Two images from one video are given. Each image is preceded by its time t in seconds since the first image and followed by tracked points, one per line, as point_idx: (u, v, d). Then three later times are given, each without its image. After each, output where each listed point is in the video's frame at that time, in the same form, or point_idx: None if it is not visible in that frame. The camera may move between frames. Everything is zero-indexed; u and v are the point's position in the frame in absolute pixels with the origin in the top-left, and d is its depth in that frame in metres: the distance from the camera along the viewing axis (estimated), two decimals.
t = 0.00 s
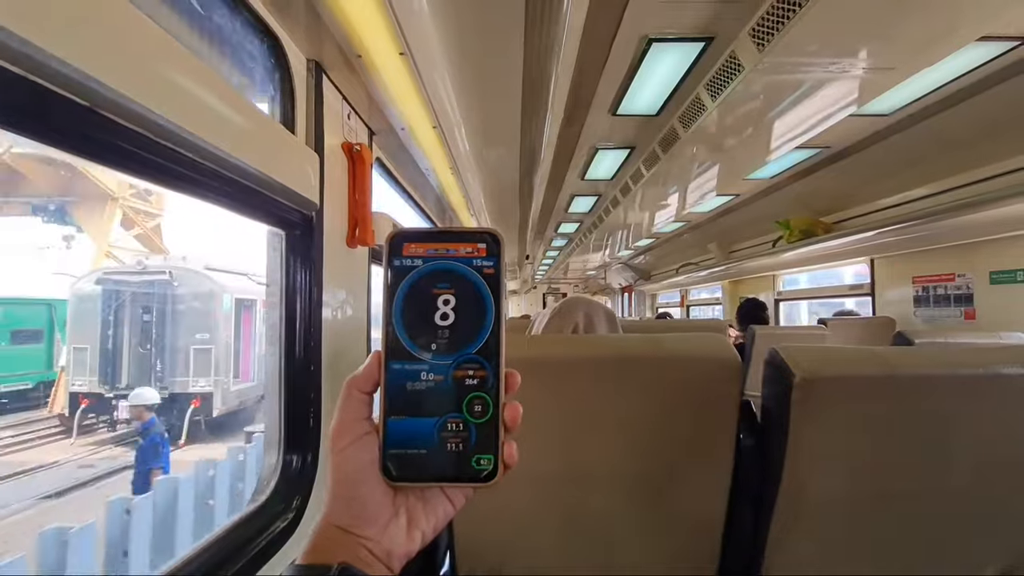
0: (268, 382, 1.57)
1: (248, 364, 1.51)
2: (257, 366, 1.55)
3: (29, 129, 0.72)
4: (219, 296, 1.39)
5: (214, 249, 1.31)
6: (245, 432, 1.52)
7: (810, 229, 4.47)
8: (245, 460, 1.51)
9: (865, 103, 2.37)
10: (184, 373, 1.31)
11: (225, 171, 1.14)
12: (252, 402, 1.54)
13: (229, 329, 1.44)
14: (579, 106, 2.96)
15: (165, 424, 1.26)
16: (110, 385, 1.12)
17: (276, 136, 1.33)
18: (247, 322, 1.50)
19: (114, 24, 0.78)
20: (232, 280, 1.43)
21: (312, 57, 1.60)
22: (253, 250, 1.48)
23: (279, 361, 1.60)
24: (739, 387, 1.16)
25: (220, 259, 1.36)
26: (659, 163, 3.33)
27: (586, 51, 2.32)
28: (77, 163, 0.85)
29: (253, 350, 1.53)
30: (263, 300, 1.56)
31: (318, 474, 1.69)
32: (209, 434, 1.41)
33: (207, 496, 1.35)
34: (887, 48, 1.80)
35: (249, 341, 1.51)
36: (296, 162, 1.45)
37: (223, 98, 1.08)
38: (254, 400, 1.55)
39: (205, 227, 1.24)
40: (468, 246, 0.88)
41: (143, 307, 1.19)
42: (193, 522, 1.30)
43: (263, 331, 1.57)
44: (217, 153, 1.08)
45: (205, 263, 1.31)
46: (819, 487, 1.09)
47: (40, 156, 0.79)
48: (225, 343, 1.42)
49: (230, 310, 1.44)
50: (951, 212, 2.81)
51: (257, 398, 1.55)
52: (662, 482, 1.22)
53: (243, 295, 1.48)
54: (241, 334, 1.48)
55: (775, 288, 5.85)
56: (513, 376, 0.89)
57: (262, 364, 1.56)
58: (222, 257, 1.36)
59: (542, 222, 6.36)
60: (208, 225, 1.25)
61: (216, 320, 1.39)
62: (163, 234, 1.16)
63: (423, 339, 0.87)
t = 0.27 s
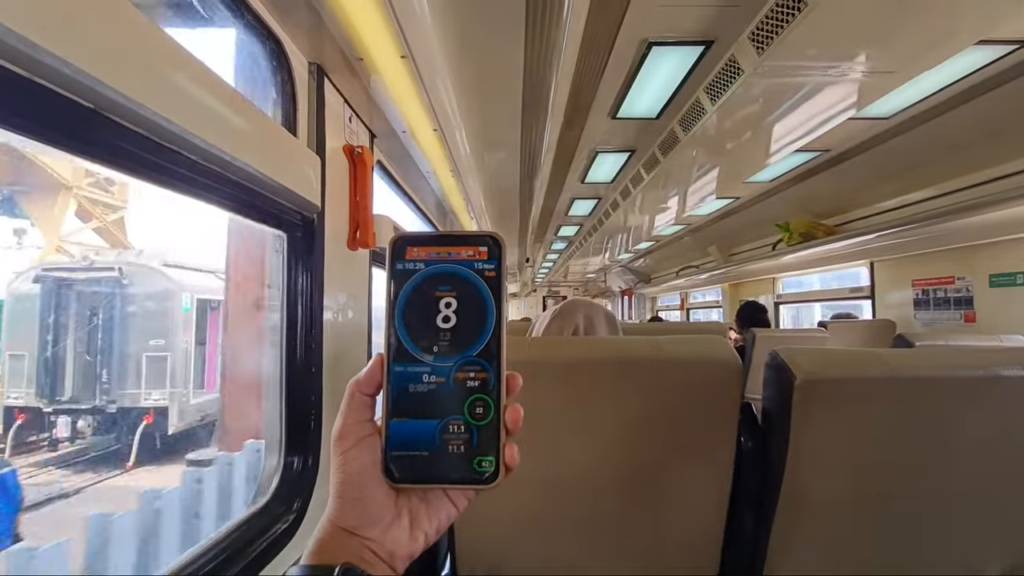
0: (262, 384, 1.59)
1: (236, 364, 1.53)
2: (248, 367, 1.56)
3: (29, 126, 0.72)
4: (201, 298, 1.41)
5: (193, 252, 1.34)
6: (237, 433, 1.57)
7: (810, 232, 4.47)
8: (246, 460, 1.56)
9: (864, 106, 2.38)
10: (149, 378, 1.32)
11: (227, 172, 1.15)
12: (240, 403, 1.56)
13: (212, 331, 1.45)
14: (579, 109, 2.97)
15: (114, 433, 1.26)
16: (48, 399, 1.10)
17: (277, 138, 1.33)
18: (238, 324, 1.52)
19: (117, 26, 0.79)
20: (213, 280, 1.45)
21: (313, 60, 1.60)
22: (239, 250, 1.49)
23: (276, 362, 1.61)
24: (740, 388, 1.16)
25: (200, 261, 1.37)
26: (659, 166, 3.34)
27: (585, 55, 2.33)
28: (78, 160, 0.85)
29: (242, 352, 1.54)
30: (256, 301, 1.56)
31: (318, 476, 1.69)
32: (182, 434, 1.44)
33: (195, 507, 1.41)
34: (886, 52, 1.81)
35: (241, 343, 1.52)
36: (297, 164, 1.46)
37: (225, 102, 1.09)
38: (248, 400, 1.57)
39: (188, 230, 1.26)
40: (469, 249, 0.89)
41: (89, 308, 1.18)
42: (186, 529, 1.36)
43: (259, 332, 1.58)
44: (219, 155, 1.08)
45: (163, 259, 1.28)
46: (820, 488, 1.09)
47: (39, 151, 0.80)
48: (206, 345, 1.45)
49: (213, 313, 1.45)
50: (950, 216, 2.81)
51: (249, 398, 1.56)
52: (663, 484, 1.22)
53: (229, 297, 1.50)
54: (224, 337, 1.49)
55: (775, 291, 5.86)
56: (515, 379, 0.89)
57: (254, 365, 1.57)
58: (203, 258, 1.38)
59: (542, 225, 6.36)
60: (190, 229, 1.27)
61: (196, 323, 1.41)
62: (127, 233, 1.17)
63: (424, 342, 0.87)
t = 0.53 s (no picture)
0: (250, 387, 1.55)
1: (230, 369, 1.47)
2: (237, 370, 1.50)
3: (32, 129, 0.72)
4: (182, 300, 1.29)
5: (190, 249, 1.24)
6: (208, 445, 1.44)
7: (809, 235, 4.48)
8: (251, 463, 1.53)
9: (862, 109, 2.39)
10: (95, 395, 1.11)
11: (227, 173, 1.15)
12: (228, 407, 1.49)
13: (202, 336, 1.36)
14: (578, 112, 2.98)
15: (4, 461, 1.02)
16: None
17: (278, 141, 1.33)
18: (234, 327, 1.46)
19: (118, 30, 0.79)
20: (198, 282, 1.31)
21: (314, 63, 1.61)
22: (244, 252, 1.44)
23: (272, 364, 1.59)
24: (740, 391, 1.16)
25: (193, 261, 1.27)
26: (658, 169, 3.34)
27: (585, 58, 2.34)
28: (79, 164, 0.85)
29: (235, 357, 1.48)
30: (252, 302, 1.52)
31: (316, 480, 1.68)
32: (143, 454, 1.25)
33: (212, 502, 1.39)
34: (884, 55, 1.82)
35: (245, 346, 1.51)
36: (297, 167, 1.45)
37: (226, 106, 1.09)
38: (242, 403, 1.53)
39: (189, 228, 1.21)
40: (468, 254, 0.89)
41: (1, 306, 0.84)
42: (163, 542, 1.27)
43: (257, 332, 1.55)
44: (219, 158, 1.08)
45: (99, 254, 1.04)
46: (820, 491, 1.09)
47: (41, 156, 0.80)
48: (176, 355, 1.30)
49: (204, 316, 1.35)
50: (949, 219, 2.81)
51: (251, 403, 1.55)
52: (663, 487, 1.21)
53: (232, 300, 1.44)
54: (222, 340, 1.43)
55: (775, 294, 5.86)
56: (513, 383, 0.89)
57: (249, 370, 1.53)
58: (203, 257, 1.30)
59: (542, 227, 6.36)
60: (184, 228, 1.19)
61: (171, 327, 1.27)
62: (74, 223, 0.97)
63: (423, 346, 0.87)
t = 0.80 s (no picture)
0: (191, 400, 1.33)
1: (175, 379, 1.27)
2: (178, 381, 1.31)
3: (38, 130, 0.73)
4: (125, 300, 1.10)
5: (137, 239, 1.07)
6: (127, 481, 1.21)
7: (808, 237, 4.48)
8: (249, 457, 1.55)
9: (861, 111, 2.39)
10: (3, 413, 0.89)
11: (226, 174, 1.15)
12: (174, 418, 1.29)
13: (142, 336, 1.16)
14: (578, 114, 2.98)
15: None
16: None
17: (278, 142, 1.33)
18: (193, 330, 1.32)
19: (123, 34, 0.80)
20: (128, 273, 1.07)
21: (314, 64, 1.61)
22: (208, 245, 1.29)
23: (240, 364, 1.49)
24: (739, 392, 1.16)
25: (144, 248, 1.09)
26: (658, 171, 3.34)
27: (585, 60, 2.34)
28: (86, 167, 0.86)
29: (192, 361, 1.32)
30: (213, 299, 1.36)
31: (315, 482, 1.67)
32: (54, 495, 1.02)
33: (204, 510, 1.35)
34: (884, 58, 1.82)
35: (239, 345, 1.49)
36: (297, 168, 1.45)
37: (227, 109, 1.10)
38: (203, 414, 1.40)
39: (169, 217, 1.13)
40: (466, 257, 0.89)
41: None
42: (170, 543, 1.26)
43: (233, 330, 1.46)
44: (220, 159, 1.09)
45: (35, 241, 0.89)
46: (820, 492, 1.09)
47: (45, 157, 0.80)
48: (112, 364, 1.09)
49: (153, 317, 1.17)
50: (949, 221, 2.82)
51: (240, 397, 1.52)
52: (664, 489, 1.21)
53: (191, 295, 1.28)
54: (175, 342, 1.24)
55: (774, 296, 5.86)
56: (512, 386, 0.89)
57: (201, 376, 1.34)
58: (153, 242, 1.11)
59: (541, 230, 6.36)
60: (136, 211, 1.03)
61: (108, 330, 1.06)
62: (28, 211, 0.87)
63: (422, 349, 0.87)
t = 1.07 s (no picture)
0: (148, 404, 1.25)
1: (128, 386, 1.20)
2: (105, 395, 1.13)
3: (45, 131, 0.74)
4: (45, 296, 0.96)
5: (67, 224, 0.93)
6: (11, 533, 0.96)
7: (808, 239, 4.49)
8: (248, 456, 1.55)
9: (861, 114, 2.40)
10: None
11: (228, 176, 1.16)
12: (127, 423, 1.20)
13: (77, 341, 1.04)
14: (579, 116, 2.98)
15: None
16: None
17: (280, 143, 1.34)
18: (141, 333, 1.18)
19: (128, 37, 0.81)
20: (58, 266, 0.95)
21: (315, 65, 1.61)
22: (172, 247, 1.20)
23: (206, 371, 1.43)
24: (740, 392, 1.16)
25: (79, 236, 0.96)
26: (658, 172, 3.35)
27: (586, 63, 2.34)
28: (91, 169, 0.87)
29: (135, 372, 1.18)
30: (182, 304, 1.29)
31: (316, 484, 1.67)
32: None
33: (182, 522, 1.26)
34: (883, 60, 1.83)
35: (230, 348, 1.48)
36: (298, 169, 1.46)
37: (229, 112, 1.10)
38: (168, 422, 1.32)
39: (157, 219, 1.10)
40: (465, 260, 0.89)
41: None
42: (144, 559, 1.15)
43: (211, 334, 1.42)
44: (223, 161, 1.10)
45: None
46: (820, 492, 1.09)
47: (54, 161, 0.81)
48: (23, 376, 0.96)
49: (81, 318, 1.03)
50: (949, 222, 2.82)
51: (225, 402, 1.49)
52: (664, 490, 1.21)
53: (150, 297, 1.18)
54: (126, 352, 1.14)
55: (775, 298, 5.86)
56: (512, 388, 0.89)
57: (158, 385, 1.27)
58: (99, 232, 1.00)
59: (541, 232, 6.37)
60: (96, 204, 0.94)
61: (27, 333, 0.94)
62: None
63: (422, 352, 0.87)
